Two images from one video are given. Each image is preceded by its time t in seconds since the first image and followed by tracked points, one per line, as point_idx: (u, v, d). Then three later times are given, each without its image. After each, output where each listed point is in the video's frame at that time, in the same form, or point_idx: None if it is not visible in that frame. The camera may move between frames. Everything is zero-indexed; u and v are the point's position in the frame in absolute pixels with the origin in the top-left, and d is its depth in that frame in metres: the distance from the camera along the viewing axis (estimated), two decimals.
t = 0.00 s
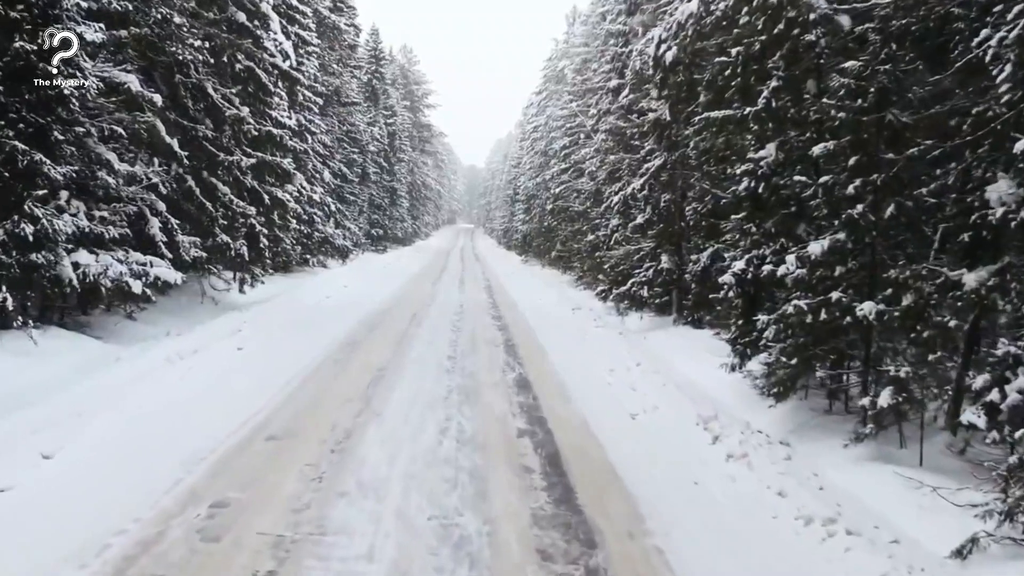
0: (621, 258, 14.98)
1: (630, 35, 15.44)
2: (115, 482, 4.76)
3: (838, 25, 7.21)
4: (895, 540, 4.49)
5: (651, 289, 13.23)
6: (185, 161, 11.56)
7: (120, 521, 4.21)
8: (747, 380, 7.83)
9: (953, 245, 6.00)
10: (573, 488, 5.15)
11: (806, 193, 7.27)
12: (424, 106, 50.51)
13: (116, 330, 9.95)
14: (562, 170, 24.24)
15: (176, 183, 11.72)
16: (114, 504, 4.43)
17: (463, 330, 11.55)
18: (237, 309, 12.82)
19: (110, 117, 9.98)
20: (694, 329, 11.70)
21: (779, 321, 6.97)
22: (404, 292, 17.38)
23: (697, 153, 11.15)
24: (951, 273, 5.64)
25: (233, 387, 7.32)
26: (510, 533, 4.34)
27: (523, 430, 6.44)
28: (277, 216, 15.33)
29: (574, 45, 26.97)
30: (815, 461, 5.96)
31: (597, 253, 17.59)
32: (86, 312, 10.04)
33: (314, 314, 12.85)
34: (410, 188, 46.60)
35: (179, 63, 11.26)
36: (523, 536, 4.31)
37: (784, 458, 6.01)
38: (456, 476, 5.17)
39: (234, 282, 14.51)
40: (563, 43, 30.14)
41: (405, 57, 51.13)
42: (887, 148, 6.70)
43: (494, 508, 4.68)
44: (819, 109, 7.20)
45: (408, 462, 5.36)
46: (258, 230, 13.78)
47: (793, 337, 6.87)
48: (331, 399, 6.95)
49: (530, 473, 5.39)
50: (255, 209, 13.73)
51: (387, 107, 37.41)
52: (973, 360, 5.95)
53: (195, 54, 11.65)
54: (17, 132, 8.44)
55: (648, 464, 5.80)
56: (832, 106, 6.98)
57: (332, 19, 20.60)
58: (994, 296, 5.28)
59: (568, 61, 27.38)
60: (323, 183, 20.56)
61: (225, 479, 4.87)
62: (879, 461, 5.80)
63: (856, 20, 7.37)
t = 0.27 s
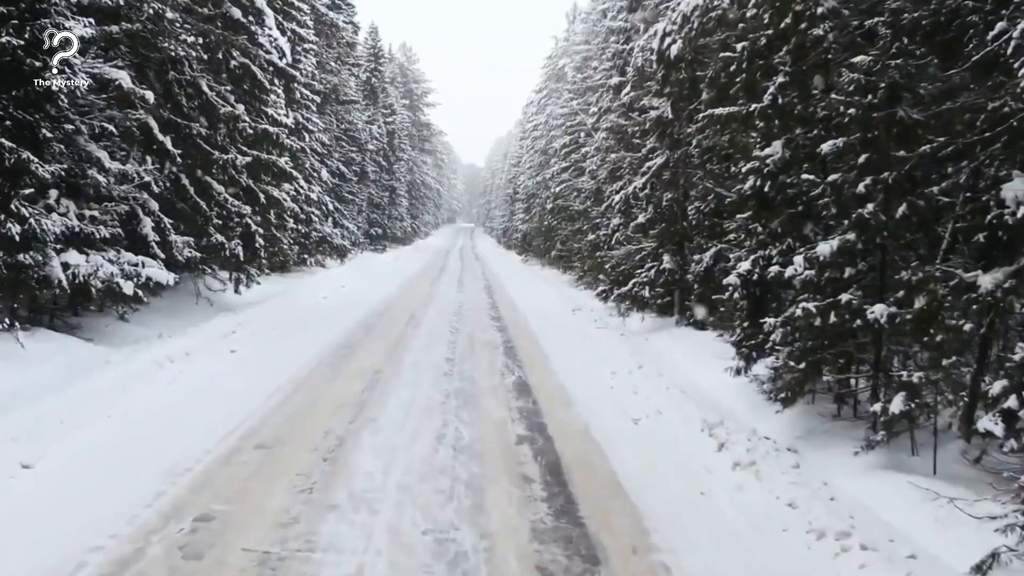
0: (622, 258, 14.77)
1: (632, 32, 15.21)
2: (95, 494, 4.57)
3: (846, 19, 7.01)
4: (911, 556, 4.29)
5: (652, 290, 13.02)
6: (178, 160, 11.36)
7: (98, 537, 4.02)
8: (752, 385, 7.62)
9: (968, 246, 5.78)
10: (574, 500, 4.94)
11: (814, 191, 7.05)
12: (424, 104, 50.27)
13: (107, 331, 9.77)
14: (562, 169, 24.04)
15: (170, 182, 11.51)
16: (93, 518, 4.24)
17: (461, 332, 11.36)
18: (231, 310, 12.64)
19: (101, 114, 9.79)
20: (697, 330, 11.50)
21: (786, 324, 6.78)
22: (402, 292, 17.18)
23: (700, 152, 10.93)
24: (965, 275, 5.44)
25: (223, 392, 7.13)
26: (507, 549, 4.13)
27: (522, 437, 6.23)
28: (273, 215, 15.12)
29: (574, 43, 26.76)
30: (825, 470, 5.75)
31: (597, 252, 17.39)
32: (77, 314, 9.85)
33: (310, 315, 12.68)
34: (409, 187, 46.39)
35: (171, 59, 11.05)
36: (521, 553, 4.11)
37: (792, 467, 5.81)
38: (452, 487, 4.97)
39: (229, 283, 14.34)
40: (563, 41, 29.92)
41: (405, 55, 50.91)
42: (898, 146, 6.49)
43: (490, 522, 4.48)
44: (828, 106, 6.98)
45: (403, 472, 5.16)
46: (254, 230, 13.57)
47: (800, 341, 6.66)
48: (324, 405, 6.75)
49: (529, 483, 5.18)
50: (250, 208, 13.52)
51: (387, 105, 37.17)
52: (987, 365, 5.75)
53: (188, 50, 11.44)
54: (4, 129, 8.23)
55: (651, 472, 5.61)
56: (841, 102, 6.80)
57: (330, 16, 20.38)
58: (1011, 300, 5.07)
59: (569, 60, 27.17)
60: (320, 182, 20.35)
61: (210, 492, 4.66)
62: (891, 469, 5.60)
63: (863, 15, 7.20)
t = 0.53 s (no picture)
0: (622, 259, 14.59)
1: (633, 29, 15.02)
2: (77, 504, 4.40)
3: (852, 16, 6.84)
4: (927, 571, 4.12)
5: (653, 291, 12.84)
6: (171, 159, 11.17)
7: (78, 551, 3.84)
8: (756, 388, 7.45)
9: (980, 248, 5.61)
10: (575, 510, 4.77)
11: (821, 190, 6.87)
12: (423, 103, 50.06)
13: (99, 332, 9.59)
14: (562, 168, 23.87)
15: (163, 181, 11.33)
16: (74, 529, 4.08)
17: (460, 333, 11.19)
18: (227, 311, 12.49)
19: (92, 111, 9.60)
20: (698, 332, 11.33)
21: (792, 326, 6.62)
22: (401, 292, 17.01)
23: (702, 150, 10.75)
24: (979, 278, 5.26)
25: (215, 396, 6.96)
26: (505, 564, 3.96)
27: (521, 443, 6.06)
28: (270, 215, 14.94)
29: (573, 41, 26.59)
30: (834, 479, 5.58)
31: (597, 252, 17.21)
32: (68, 316, 9.67)
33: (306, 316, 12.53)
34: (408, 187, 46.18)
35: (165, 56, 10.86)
36: (519, 568, 3.93)
37: (800, 475, 5.64)
38: (448, 497, 4.80)
39: (225, 283, 14.18)
40: (563, 40, 29.72)
41: (404, 54, 50.70)
42: (908, 144, 6.30)
43: (487, 534, 4.31)
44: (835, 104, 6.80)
45: (398, 481, 4.99)
46: (249, 230, 13.39)
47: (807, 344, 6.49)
48: (318, 410, 6.58)
49: (528, 492, 5.01)
50: (246, 208, 13.33)
51: (386, 104, 36.96)
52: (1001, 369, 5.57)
53: (182, 47, 11.25)
54: None
55: (654, 480, 5.46)
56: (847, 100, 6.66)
57: (328, 14, 20.20)
58: None
59: (568, 58, 26.98)
60: (318, 181, 20.18)
61: (197, 502, 4.49)
62: (902, 477, 5.42)
63: (870, 9, 7.02)
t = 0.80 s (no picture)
0: (622, 259, 14.44)
1: (633, 27, 14.87)
2: (60, 513, 4.28)
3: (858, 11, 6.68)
4: None
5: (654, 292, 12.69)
6: (166, 158, 11.02)
7: (57, 565, 3.71)
8: (760, 392, 7.31)
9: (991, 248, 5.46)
10: (575, 520, 4.63)
11: (826, 190, 6.71)
12: (422, 103, 49.91)
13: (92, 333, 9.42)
14: (561, 167, 23.73)
15: (158, 181, 11.18)
16: (57, 540, 3.96)
17: (458, 335, 11.06)
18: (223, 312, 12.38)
19: (85, 110, 9.43)
20: (700, 333, 11.17)
21: (796, 329, 6.49)
22: (399, 293, 16.86)
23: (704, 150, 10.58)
24: (990, 280, 5.11)
25: (208, 400, 6.84)
26: None
27: (520, 448, 5.92)
28: (267, 215, 14.80)
29: (573, 40, 26.45)
30: (840, 486, 5.44)
31: (597, 253, 17.05)
32: (61, 317, 9.52)
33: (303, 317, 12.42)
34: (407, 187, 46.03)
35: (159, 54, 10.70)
36: None
37: (805, 483, 5.50)
38: (444, 506, 4.66)
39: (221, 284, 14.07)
40: (563, 39, 29.55)
41: (403, 54, 50.53)
42: (915, 143, 6.15)
43: (484, 546, 4.16)
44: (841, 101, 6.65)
45: (392, 489, 4.84)
46: (245, 230, 13.23)
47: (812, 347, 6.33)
48: (312, 415, 6.44)
49: (526, 501, 4.86)
50: (242, 208, 13.17)
51: (385, 104, 36.80)
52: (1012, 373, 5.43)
53: (176, 45, 11.09)
54: None
55: (655, 487, 5.33)
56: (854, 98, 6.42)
57: (326, 12, 20.05)
58: None
59: (568, 57, 26.81)
60: (316, 181, 20.04)
61: (185, 512, 4.36)
62: (911, 484, 5.27)
63: (874, 6, 6.93)
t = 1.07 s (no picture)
0: (622, 259, 14.33)
1: (633, 26, 14.74)
2: (46, 521, 4.17)
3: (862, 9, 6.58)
4: None
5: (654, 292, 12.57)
6: (160, 157, 10.89)
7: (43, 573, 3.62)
8: (762, 395, 7.21)
9: (999, 249, 5.34)
10: (574, 528, 4.52)
11: (830, 190, 6.60)
12: (422, 102, 49.79)
13: (85, 334, 9.28)
14: (561, 167, 23.61)
15: (153, 180, 11.07)
16: (39, 549, 3.85)
17: (457, 336, 10.96)
18: (220, 313, 12.28)
19: (78, 109, 9.29)
20: (701, 335, 11.06)
21: (799, 331, 6.40)
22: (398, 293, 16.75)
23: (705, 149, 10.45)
24: (998, 282, 5.00)
25: (202, 403, 6.74)
26: None
27: (518, 453, 5.81)
28: (263, 215, 14.68)
29: (573, 39, 26.34)
30: (845, 492, 5.33)
31: (597, 253, 16.94)
32: (54, 318, 9.39)
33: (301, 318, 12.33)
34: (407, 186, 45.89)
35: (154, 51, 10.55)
36: None
37: (809, 489, 5.39)
38: (440, 513, 4.55)
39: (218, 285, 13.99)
40: (563, 37, 29.40)
41: (402, 53, 50.40)
42: (920, 142, 6.03)
43: (480, 556, 4.05)
44: (845, 100, 6.54)
45: (386, 496, 4.73)
46: (242, 230, 13.10)
47: (815, 349, 6.22)
48: (307, 418, 6.35)
49: (524, 508, 4.75)
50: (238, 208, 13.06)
51: (384, 103, 36.67)
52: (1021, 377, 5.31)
53: (171, 43, 10.95)
54: None
55: (656, 493, 5.23)
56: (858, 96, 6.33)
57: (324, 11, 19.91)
58: None
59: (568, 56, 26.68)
60: (314, 180, 19.93)
61: (173, 520, 4.25)
62: (917, 490, 5.16)
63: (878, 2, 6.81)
